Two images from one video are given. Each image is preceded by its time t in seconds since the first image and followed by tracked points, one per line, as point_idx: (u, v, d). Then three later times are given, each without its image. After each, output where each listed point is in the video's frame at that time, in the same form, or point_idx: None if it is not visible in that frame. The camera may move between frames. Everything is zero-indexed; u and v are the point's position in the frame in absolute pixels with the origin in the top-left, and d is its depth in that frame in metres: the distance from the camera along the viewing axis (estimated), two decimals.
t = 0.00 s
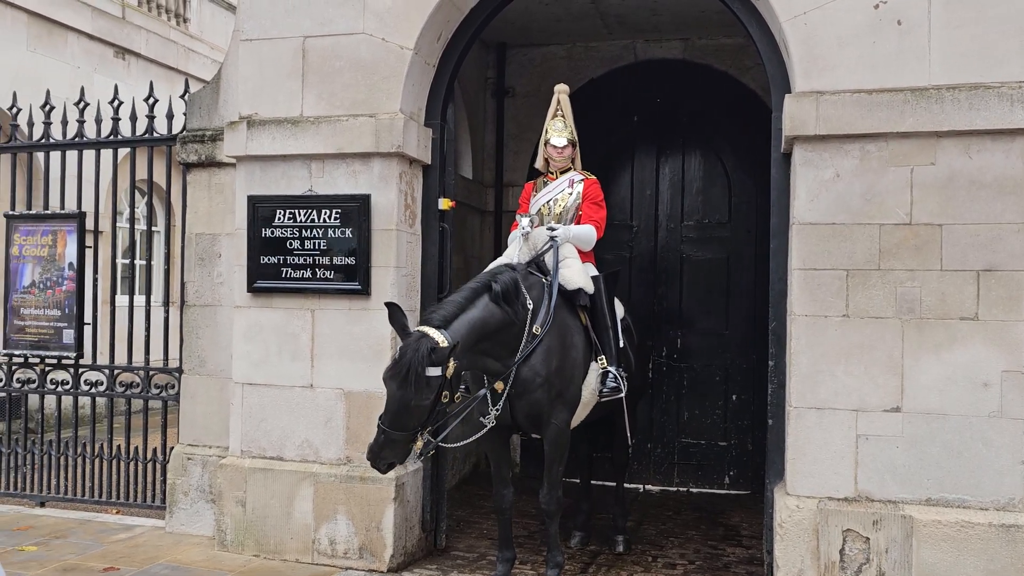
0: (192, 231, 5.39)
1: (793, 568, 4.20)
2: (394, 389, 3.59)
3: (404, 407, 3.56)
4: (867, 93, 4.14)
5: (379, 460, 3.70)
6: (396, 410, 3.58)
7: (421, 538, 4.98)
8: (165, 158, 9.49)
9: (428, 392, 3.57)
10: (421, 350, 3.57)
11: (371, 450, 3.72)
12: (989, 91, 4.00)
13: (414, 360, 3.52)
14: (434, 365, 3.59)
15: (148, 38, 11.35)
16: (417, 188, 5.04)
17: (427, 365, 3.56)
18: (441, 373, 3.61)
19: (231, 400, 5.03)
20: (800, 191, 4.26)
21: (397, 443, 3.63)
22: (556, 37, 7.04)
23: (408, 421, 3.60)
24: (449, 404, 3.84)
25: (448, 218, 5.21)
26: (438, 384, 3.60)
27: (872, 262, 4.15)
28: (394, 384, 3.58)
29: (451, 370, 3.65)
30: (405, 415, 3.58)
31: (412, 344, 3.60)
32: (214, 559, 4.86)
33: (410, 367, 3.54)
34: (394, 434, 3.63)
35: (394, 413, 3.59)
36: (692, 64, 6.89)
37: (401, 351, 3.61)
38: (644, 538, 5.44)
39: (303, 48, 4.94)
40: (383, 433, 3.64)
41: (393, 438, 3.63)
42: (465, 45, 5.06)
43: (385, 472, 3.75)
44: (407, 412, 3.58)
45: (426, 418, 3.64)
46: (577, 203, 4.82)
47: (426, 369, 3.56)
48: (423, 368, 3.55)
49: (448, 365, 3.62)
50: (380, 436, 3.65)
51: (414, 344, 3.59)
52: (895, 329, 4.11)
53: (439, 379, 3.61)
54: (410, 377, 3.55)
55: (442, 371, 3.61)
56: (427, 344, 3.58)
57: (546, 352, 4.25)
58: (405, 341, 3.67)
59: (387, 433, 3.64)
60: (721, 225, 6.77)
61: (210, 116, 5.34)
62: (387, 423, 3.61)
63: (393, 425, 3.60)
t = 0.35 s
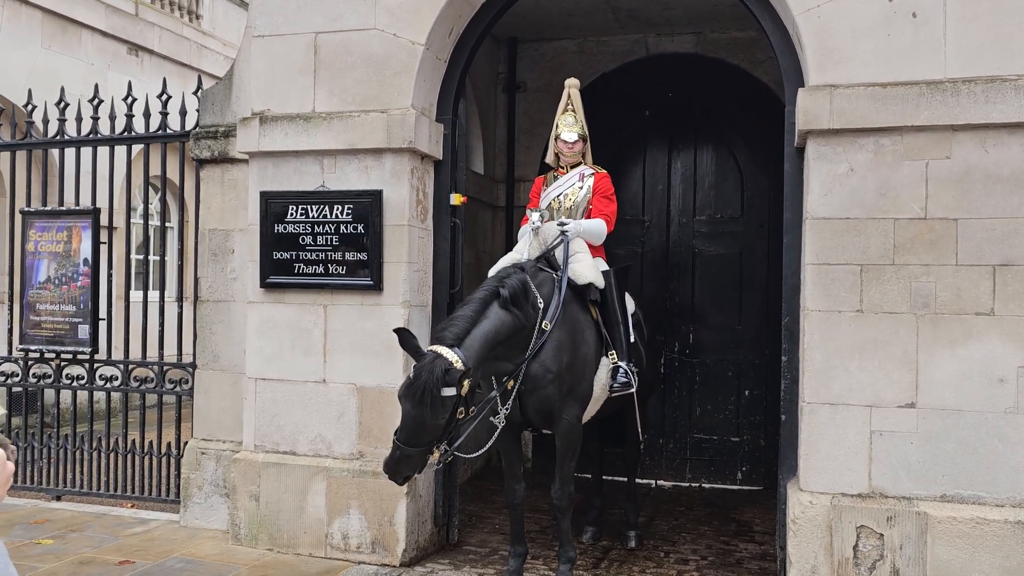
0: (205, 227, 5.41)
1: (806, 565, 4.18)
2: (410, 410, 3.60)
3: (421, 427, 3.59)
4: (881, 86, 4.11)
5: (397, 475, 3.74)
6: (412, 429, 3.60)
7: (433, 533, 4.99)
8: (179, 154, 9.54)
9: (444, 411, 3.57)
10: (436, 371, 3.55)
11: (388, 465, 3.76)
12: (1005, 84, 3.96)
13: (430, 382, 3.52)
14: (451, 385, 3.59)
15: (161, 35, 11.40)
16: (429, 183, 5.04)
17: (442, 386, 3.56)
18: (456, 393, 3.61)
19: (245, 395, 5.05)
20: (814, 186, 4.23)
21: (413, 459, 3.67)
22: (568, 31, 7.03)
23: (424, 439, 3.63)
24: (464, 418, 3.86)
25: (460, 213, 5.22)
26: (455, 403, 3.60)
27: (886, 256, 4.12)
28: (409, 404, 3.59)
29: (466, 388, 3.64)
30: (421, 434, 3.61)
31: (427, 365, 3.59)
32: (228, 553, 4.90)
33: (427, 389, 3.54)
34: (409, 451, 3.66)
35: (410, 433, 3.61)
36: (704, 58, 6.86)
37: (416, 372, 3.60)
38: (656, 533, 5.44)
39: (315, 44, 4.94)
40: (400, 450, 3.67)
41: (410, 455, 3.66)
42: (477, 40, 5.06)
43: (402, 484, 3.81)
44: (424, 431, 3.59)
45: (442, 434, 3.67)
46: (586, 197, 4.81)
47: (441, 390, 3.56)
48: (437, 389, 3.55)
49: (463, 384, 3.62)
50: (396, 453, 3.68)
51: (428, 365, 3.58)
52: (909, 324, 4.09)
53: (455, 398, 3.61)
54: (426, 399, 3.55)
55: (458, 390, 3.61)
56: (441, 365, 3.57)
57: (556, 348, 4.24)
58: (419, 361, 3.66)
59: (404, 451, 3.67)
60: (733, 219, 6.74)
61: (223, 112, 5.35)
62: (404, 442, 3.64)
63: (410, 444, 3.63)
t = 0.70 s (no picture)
0: (209, 217, 5.41)
1: (810, 556, 4.18)
2: (427, 423, 3.60)
3: (440, 439, 3.61)
4: (888, 77, 4.08)
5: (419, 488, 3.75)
6: (431, 442, 3.62)
7: (437, 523, 5.00)
8: (183, 144, 9.53)
9: (463, 422, 3.59)
10: (453, 384, 3.55)
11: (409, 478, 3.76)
12: (1014, 75, 3.92)
13: (448, 396, 3.52)
14: (468, 395, 3.60)
15: (165, 25, 11.37)
16: (433, 174, 5.03)
17: (460, 398, 3.56)
18: (474, 402, 3.62)
19: (249, 385, 5.05)
20: (819, 177, 4.21)
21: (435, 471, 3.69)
22: (572, 21, 6.99)
23: (445, 451, 3.65)
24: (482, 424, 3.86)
25: (464, 204, 5.21)
26: (473, 412, 3.61)
27: (892, 248, 4.10)
28: (427, 417, 3.60)
29: (482, 397, 3.65)
30: (441, 445, 3.63)
31: (444, 378, 3.58)
32: (233, 542, 4.91)
33: (445, 402, 3.54)
34: (430, 463, 3.67)
35: (430, 445, 3.63)
36: (709, 48, 6.81)
37: (432, 385, 3.60)
38: (660, 525, 5.44)
39: (319, 34, 4.92)
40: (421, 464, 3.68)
41: (431, 467, 3.68)
42: (481, 29, 5.03)
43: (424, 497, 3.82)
44: (443, 442, 3.61)
45: (460, 443, 3.69)
46: (588, 187, 4.79)
47: (459, 402, 3.56)
48: (456, 401, 3.55)
49: (480, 393, 3.62)
50: (417, 466, 3.68)
51: (445, 378, 3.57)
52: (915, 316, 4.07)
53: (472, 407, 3.62)
54: (445, 411, 3.55)
55: (474, 399, 3.62)
56: (458, 376, 3.58)
57: (560, 340, 4.24)
58: (434, 373, 3.64)
59: (424, 464, 3.68)
60: (738, 211, 6.71)
61: (226, 103, 5.33)
62: (425, 455, 3.65)
63: (431, 456, 3.65)
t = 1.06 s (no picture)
0: (207, 209, 5.38)
1: (809, 549, 4.18)
2: (444, 424, 3.62)
3: (459, 440, 3.63)
4: (889, 69, 4.06)
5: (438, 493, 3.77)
6: (450, 444, 3.64)
7: (436, 516, 5.00)
8: (181, 135, 9.50)
9: (480, 419, 3.63)
10: (468, 382, 3.59)
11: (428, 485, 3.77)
12: (1016, 66, 3.90)
13: (466, 395, 3.55)
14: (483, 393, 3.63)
15: (162, 16, 11.32)
16: (431, 166, 5.01)
17: (476, 396, 3.60)
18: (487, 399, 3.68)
19: (248, 377, 5.05)
20: (820, 169, 4.19)
21: (453, 474, 3.71)
22: (571, 12, 6.95)
23: (463, 451, 3.68)
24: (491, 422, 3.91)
25: (463, 196, 5.19)
26: (487, 409, 3.66)
27: (893, 241, 4.09)
28: (444, 420, 3.61)
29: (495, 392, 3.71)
30: (460, 446, 3.65)
31: (458, 378, 3.61)
32: (232, 535, 4.91)
33: (461, 404, 3.57)
34: (448, 465, 3.68)
35: (449, 447, 3.64)
36: (709, 39, 6.78)
37: (446, 387, 3.62)
38: (659, 517, 5.44)
39: (317, 25, 4.89)
40: (439, 468, 3.69)
41: (450, 471, 3.69)
42: (480, 21, 5.00)
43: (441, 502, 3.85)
44: (461, 443, 3.64)
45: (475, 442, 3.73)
46: (587, 178, 4.76)
47: (475, 400, 3.60)
48: (473, 400, 3.59)
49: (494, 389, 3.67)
50: (435, 470, 3.69)
51: (460, 377, 3.60)
52: (915, 309, 4.06)
53: (486, 404, 3.67)
54: (462, 412, 3.58)
55: (488, 396, 3.67)
56: (473, 374, 3.61)
57: (559, 334, 4.23)
58: (447, 374, 3.66)
59: (443, 467, 3.69)
60: (738, 202, 6.70)
61: (224, 94, 5.30)
62: (443, 458, 3.67)
63: (449, 459, 3.67)
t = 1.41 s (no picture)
0: (214, 205, 5.38)
1: (818, 544, 4.17)
2: (474, 426, 3.63)
3: (491, 438, 3.65)
4: (899, 61, 4.03)
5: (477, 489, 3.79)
6: (483, 442, 3.65)
7: (445, 510, 5.01)
8: (188, 130, 9.50)
9: (508, 413, 3.65)
10: (491, 380, 3.58)
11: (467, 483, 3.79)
12: None
13: (491, 395, 3.55)
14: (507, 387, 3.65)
15: (170, 11, 11.31)
16: (439, 161, 5.00)
17: (501, 392, 3.60)
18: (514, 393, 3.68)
19: (256, 372, 5.06)
20: (829, 162, 4.17)
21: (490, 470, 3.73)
22: (578, 5, 6.92)
23: (496, 446, 3.70)
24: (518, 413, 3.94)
25: (470, 190, 5.18)
26: (513, 403, 3.68)
27: (902, 235, 4.06)
28: (473, 420, 3.63)
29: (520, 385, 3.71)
30: (493, 443, 3.67)
31: (480, 378, 3.60)
32: (241, 529, 4.93)
33: (487, 404, 3.58)
34: (483, 463, 3.70)
35: (482, 446, 3.66)
36: (717, 31, 6.74)
37: (469, 388, 3.62)
38: (668, 511, 5.44)
39: (323, 20, 4.89)
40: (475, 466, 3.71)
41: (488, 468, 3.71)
42: (486, 14, 4.98)
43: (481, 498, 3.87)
44: (495, 439, 3.65)
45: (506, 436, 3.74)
46: (594, 173, 4.74)
47: (500, 397, 3.60)
48: (499, 397, 3.60)
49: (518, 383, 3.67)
50: (471, 471, 3.71)
51: (482, 378, 3.59)
52: (925, 303, 4.03)
53: (512, 398, 3.68)
54: (490, 410, 3.60)
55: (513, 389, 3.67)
56: (494, 372, 3.60)
57: (569, 329, 4.22)
58: (467, 376, 3.65)
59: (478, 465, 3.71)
60: (746, 195, 6.67)
61: (231, 90, 5.29)
62: (478, 457, 3.68)
63: (483, 456, 3.68)
